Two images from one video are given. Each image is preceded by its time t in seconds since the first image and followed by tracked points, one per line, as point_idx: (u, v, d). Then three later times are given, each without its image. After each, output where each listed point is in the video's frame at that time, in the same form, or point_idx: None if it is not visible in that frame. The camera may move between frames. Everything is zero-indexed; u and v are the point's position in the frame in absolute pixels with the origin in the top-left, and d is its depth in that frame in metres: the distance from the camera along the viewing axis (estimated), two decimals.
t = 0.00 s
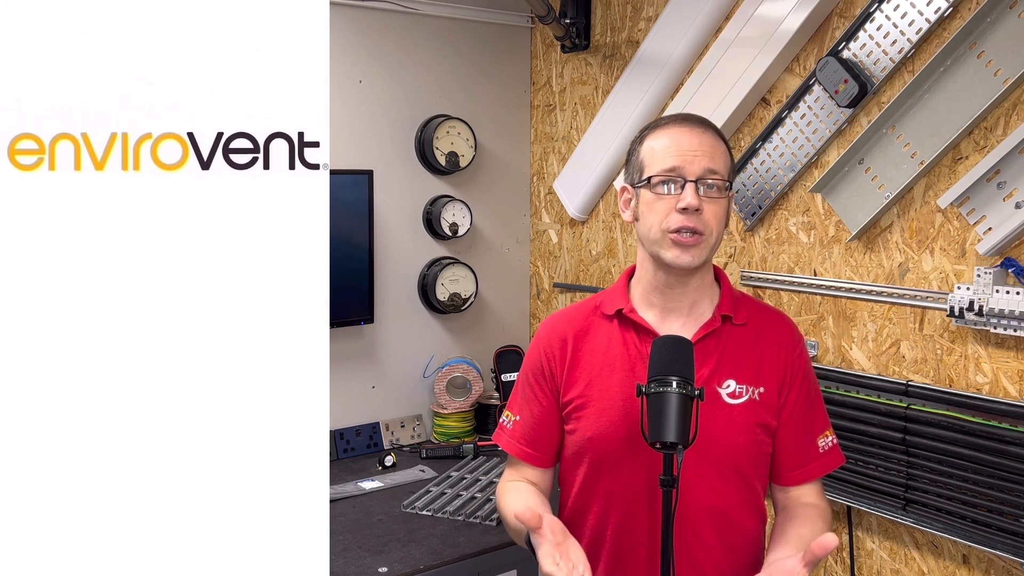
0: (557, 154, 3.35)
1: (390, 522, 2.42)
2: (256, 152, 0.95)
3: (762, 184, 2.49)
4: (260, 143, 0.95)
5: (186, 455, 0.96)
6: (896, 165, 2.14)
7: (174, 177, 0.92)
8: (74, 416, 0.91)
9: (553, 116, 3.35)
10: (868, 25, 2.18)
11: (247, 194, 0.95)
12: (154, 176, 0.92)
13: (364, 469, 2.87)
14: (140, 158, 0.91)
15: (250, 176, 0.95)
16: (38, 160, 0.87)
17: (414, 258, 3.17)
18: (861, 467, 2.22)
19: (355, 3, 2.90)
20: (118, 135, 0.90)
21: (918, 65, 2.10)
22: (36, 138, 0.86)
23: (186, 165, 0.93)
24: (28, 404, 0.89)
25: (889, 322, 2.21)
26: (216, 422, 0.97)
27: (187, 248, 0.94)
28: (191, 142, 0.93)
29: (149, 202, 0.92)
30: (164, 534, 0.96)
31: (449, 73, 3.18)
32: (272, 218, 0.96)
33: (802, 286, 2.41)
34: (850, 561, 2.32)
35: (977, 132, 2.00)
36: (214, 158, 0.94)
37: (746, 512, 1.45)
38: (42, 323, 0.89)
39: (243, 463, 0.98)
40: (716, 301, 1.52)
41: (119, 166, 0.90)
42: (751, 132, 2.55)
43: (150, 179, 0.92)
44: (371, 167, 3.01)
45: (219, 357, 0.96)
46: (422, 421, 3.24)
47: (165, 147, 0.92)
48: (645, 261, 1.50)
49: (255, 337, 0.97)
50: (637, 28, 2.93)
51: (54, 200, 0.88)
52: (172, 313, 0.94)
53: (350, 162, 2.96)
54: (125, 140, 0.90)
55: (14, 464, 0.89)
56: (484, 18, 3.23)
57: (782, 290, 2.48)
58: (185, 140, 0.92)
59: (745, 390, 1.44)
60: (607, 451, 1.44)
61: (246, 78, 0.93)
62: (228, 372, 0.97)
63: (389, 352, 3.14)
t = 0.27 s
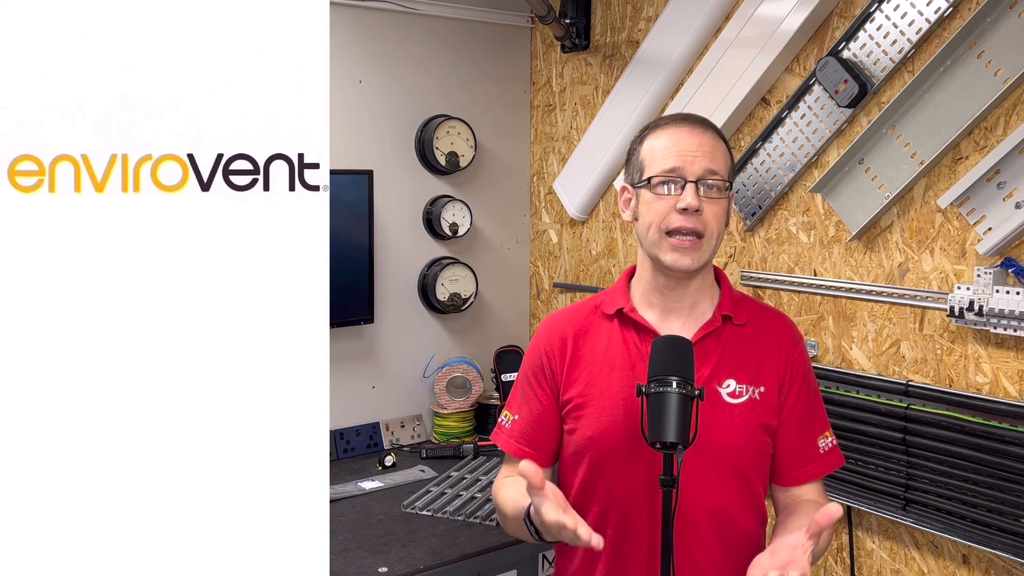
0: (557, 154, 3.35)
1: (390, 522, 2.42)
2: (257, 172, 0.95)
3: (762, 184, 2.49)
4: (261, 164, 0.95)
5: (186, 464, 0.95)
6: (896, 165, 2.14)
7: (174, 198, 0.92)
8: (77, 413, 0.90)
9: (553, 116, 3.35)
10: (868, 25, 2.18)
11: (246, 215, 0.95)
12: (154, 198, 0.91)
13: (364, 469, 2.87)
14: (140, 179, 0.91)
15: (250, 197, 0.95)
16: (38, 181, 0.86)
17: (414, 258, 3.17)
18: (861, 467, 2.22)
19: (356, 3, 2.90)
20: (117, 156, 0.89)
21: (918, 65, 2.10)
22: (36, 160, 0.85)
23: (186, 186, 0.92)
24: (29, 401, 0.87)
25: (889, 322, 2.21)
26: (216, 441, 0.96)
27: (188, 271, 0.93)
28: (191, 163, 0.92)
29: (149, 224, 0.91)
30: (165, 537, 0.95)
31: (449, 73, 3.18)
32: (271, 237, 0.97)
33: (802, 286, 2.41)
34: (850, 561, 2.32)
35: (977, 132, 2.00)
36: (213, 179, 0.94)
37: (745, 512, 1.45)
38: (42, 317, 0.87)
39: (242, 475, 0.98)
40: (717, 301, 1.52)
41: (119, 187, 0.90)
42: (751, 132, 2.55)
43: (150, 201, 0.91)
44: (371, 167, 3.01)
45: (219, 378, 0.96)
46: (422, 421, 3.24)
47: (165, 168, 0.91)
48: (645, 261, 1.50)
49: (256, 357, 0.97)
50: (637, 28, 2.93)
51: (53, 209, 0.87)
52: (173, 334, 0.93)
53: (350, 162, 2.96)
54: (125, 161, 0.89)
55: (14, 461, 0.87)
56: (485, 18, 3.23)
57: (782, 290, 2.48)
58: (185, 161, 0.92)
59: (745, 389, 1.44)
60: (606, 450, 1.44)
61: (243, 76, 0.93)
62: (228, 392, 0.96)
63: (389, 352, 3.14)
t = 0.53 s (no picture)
0: (557, 154, 3.35)
1: (390, 522, 2.42)
2: (256, 195, 0.97)
3: (762, 184, 2.49)
4: (260, 185, 0.97)
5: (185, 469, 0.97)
6: (896, 165, 2.14)
7: (174, 220, 0.94)
8: (78, 408, 0.92)
9: (553, 116, 3.35)
10: (868, 25, 2.18)
11: (246, 237, 0.97)
12: (154, 219, 0.93)
13: (364, 469, 2.87)
14: (140, 201, 0.93)
15: (250, 219, 0.97)
16: (37, 203, 0.88)
17: (414, 258, 3.17)
18: (861, 467, 2.22)
19: (356, 3, 2.90)
20: (117, 177, 0.91)
21: (918, 65, 2.10)
22: (36, 181, 0.88)
23: (186, 208, 0.94)
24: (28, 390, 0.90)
25: (889, 322, 2.21)
26: (215, 453, 0.98)
27: (188, 290, 0.95)
28: (191, 185, 0.94)
29: (148, 246, 0.93)
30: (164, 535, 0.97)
31: (449, 73, 3.18)
32: (267, 274, 0.99)
33: (802, 286, 2.41)
34: (850, 561, 2.32)
35: (977, 132, 2.00)
36: (213, 201, 0.95)
37: (747, 511, 1.44)
38: (41, 319, 0.89)
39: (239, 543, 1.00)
40: (717, 300, 1.52)
41: (119, 209, 0.92)
42: (751, 132, 2.55)
43: (150, 222, 0.93)
44: (371, 167, 3.01)
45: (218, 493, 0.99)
46: (422, 421, 3.24)
47: (165, 189, 0.93)
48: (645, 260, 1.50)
49: (256, 376, 0.99)
50: (637, 28, 2.93)
51: (53, 230, 0.89)
52: (173, 352, 0.95)
53: (350, 162, 2.96)
54: (125, 182, 0.92)
55: (14, 444, 0.89)
56: (484, 18, 3.23)
57: (782, 290, 2.48)
58: (185, 183, 0.94)
59: (746, 389, 1.44)
60: (607, 450, 1.44)
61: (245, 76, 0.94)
62: (228, 408, 0.98)
63: (389, 352, 3.14)
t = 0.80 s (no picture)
0: (557, 154, 3.35)
1: (390, 522, 2.42)
2: (256, 216, 1.00)
3: (762, 184, 2.49)
4: (261, 208, 1.00)
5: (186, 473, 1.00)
6: (896, 165, 2.14)
7: (174, 241, 0.97)
8: (77, 398, 0.94)
9: (553, 116, 3.35)
10: (868, 25, 2.18)
11: (245, 258, 1.00)
12: (154, 240, 0.96)
13: (364, 469, 2.87)
14: (140, 223, 0.95)
15: (250, 240, 1.00)
16: (38, 224, 0.90)
17: (414, 258, 3.17)
18: (861, 467, 2.22)
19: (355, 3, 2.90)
20: (117, 200, 0.94)
21: (918, 65, 2.10)
22: (36, 203, 0.90)
23: (186, 229, 0.97)
24: (29, 392, 0.91)
25: (889, 323, 2.21)
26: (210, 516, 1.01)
27: (189, 309, 0.98)
28: (191, 207, 0.97)
29: (148, 267, 0.96)
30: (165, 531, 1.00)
31: (449, 73, 3.18)
32: (267, 293, 1.02)
33: (802, 286, 2.42)
34: (850, 561, 2.32)
35: (977, 132, 2.00)
36: (213, 222, 0.98)
37: (745, 514, 1.45)
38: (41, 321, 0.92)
39: (236, 543, 1.03)
40: (717, 304, 1.52)
41: (119, 231, 0.94)
42: (751, 132, 2.55)
43: (150, 243, 0.96)
44: (371, 167, 3.01)
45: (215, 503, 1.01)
46: (422, 421, 3.24)
47: (165, 211, 0.96)
48: (644, 263, 1.50)
49: (256, 392, 1.02)
50: (637, 28, 2.93)
51: (53, 251, 0.91)
52: (174, 367, 0.98)
53: (350, 162, 2.96)
54: (125, 204, 0.94)
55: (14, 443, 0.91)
56: (484, 18, 3.23)
57: (782, 290, 2.48)
58: (185, 205, 0.97)
59: (746, 393, 1.44)
60: (606, 454, 1.44)
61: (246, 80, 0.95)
62: (228, 420, 1.01)
63: (389, 352, 3.14)
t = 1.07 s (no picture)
0: (557, 154, 3.35)
1: (390, 522, 2.42)
2: (256, 238, 1.00)
3: (762, 184, 2.49)
4: (261, 229, 1.00)
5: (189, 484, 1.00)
6: (896, 165, 2.14)
7: (173, 263, 0.97)
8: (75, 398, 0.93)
9: (553, 116, 3.35)
10: (868, 25, 2.18)
11: (245, 279, 1.00)
12: (153, 261, 0.96)
13: (364, 469, 2.87)
14: (140, 244, 0.95)
15: (250, 262, 1.01)
16: (38, 246, 0.90)
17: (414, 258, 3.17)
18: (861, 467, 2.22)
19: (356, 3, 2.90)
20: (117, 221, 0.93)
21: (918, 65, 2.10)
22: (36, 225, 0.90)
23: (186, 250, 0.97)
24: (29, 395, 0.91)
25: (889, 322, 2.21)
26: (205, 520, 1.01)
27: (190, 330, 0.98)
28: (191, 228, 0.97)
29: (148, 289, 0.96)
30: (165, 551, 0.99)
31: (449, 72, 3.18)
32: (267, 313, 1.02)
33: (802, 286, 2.42)
34: (850, 561, 2.32)
35: (977, 132, 2.00)
36: (213, 244, 0.98)
37: (745, 515, 1.45)
38: (42, 317, 0.91)
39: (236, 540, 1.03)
40: (717, 304, 1.52)
41: (119, 252, 0.94)
42: (751, 132, 2.55)
43: (150, 265, 0.96)
44: (371, 167, 3.01)
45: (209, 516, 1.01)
46: (422, 421, 3.24)
47: (165, 232, 0.96)
48: (643, 264, 1.50)
49: (256, 413, 1.02)
50: (637, 28, 2.93)
51: (54, 273, 0.91)
52: (175, 388, 0.98)
53: (350, 162, 2.96)
54: (125, 226, 0.94)
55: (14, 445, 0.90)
56: (484, 18, 3.23)
57: (782, 290, 2.49)
58: (185, 226, 0.97)
59: (745, 394, 1.44)
60: (606, 456, 1.44)
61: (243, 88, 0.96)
62: (229, 438, 1.01)
63: (389, 352, 3.14)
